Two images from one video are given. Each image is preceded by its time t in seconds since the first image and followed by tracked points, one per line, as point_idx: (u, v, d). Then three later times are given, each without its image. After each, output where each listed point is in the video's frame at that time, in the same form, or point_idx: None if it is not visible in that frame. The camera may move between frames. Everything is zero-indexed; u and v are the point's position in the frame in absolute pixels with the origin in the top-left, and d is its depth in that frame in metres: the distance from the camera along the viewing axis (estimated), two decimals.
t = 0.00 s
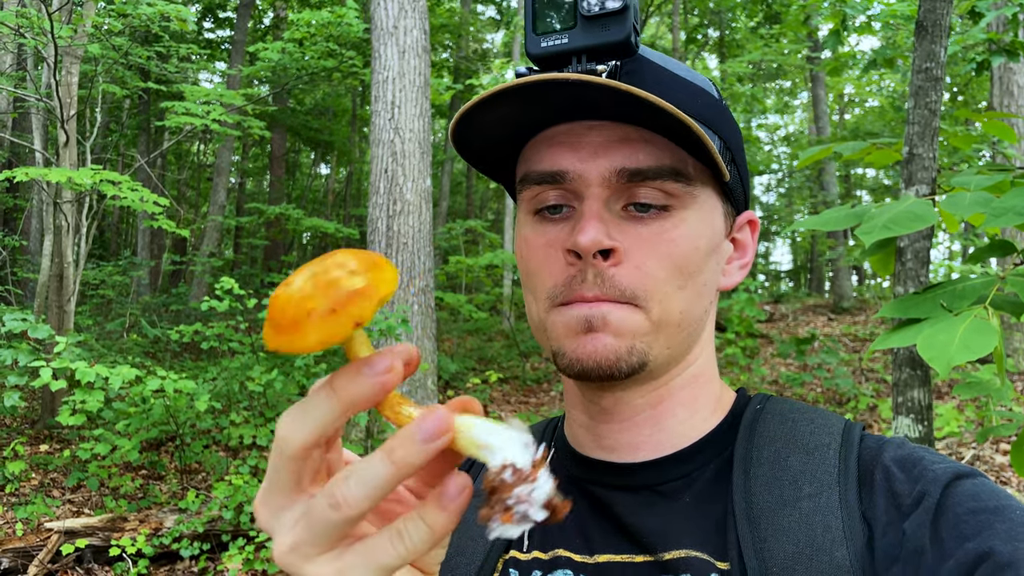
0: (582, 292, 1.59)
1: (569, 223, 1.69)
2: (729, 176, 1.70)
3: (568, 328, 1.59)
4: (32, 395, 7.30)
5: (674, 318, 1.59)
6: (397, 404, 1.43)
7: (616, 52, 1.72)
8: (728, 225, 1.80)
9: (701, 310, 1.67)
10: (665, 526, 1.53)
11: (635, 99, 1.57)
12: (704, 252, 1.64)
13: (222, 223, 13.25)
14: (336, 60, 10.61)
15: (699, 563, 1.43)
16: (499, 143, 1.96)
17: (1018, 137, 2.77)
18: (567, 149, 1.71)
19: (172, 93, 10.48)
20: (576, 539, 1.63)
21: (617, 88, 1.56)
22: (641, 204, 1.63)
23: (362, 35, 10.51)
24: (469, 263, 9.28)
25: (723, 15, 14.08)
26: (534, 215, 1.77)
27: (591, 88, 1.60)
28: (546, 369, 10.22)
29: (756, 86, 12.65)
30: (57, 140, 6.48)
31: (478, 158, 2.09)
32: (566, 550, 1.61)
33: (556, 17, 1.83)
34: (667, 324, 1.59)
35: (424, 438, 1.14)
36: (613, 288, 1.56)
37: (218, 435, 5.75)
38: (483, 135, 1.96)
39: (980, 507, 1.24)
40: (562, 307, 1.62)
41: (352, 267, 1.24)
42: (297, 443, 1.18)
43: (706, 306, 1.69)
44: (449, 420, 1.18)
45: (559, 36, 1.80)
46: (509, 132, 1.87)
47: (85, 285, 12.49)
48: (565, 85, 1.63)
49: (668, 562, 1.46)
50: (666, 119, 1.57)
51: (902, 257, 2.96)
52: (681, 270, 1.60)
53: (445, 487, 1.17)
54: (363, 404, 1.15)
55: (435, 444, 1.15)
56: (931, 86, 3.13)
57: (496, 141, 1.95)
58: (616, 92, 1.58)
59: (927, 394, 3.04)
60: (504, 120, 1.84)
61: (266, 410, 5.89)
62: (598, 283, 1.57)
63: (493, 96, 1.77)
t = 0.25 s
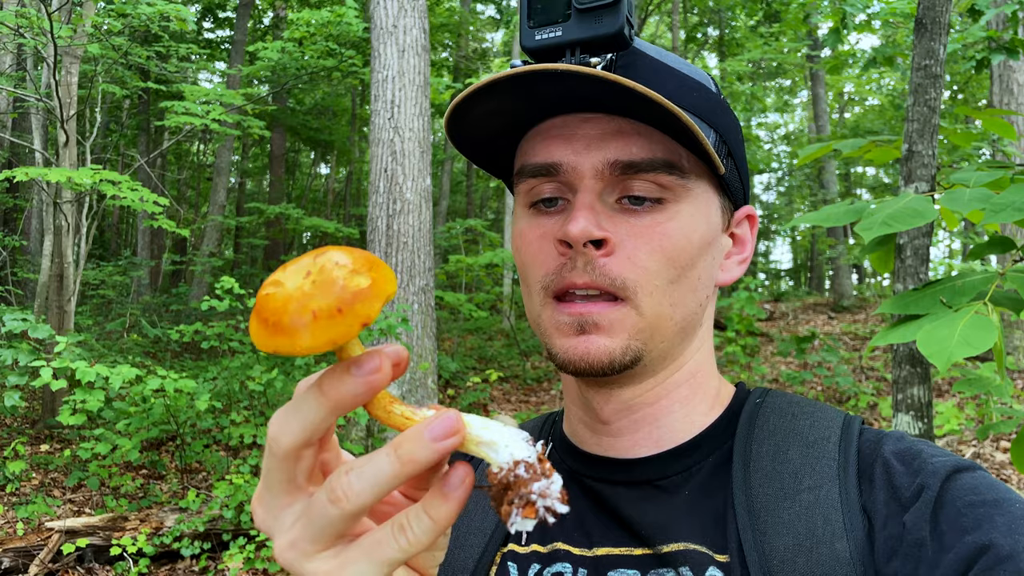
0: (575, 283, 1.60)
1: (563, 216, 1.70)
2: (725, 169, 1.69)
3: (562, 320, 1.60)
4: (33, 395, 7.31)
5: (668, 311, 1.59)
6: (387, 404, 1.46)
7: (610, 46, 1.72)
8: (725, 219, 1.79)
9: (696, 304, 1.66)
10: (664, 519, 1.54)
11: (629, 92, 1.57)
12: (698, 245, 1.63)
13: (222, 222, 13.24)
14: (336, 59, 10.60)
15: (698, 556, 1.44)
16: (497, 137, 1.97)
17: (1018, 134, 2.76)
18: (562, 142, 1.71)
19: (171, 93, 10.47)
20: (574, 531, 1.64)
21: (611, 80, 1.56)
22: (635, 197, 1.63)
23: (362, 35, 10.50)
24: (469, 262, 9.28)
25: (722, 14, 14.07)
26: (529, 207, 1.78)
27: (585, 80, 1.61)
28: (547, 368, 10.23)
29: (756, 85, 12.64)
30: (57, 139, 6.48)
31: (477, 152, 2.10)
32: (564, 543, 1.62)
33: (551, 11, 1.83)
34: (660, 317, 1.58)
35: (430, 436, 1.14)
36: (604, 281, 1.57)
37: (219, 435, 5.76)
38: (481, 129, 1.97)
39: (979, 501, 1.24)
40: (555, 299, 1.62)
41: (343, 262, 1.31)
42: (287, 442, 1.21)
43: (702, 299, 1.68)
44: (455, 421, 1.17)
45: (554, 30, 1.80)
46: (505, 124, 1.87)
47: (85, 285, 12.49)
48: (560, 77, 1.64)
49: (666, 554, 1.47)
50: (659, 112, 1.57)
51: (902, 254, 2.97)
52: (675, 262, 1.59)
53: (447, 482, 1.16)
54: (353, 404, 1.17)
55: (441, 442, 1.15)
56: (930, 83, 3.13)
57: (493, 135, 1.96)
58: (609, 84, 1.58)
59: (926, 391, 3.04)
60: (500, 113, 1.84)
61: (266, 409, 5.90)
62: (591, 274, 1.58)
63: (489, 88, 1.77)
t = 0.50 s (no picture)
0: (573, 284, 1.60)
1: (561, 217, 1.70)
2: (722, 169, 1.69)
3: (561, 322, 1.60)
4: (33, 396, 7.31)
5: (666, 311, 1.59)
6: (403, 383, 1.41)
7: (604, 47, 1.72)
8: (724, 219, 1.79)
9: (695, 304, 1.66)
10: (665, 518, 1.54)
11: (625, 94, 1.57)
12: (696, 246, 1.63)
13: (222, 223, 13.24)
14: (335, 60, 10.60)
15: (698, 554, 1.44)
16: (494, 140, 1.97)
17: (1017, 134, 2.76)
18: (559, 144, 1.71)
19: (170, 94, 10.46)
20: (572, 529, 1.64)
21: (607, 82, 1.56)
22: (632, 197, 1.63)
23: (361, 35, 10.50)
24: (469, 262, 9.27)
25: (722, 13, 14.07)
26: (527, 209, 1.78)
27: (581, 83, 1.61)
28: (547, 368, 10.23)
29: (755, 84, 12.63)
30: (57, 141, 6.48)
31: (475, 155, 2.10)
32: (563, 541, 1.62)
33: (545, 13, 1.83)
34: (659, 317, 1.58)
35: (426, 417, 1.13)
36: (603, 282, 1.56)
37: (219, 435, 5.76)
38: (479, 132, 1.97)
39: (982, 500, 1.24)
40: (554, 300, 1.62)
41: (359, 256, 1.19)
42: (299, 418, 1.17)
43: (700, 299, 1.68)
44: (448, 405, 1.16)
45: (547, 33, 1.81)
46: (502, 127, 1.87)
47: (85, 286, 12.49)
48: (555, 81, 1.64)
49: (667, 552, 1.48)
50: (655, 113, 1.57)
51: (901, 254, 2.96)
52: (673, 263, 1.59)
53: (444, 458, 1.17)
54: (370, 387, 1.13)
55: (436, 424, 1.13)
56: (929, 82, 3.13)
57: (491, 138, 1.96)
58: (605, 86, 1.58)
59: (926, 389, 3.04)
60: (497, 116, 1.84)
61: (267, 409, 5.91)
62: (589, 274, 1.58)
63: (487, 91, 1.77)
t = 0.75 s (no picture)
0: (572, 282, 1.60)
1: (561, 215, 1.70)
2: (722, 166, 1.69)
3: (561, 320, 1.60)
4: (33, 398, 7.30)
5: (667, 308, 1.60)
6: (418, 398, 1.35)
7: (604, 45, 1.73)
8: (723, 216, 1.79)
9: (695, 301, 1.67)
10: (664, 514, 1.54)
11: (625, 91, 1.57)
12: (696, 243, 1.64)
13: (222, 224, 13.26)
14: (335, 60, 10.60)
15: (698, 552, 1.44)
16: (494, 137, 1.97)
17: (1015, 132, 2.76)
18: (559, 142, 1.71)
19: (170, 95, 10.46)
20: (572, 526, 1.64)
21: (606, 80, 1.56)
22: (632, 195, 1.63)
23: (360, 36, 10.50)
24: (469, 262, 9.28)
25: (721, 13, 14.07)
26: (527, 207, 1.78)
27: (581, 81, 1.61)
28: (548, 367, 10.23)
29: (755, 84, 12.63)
30: (56, 142, 6.48)
31: (474, 153, 2.10)
32: (563, 538, 1.62)
33: (544, 11, 1.84)
34: (659, 314, 1.59)
35: (391, 415, 1.12)
36: (603, 280, 1.57)
37: (220, 436, 5.77)
38: (479, 130, 1.97)
39: (982, 497, 1.25)
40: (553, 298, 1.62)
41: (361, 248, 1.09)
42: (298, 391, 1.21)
43: (700, 296, 1.69)
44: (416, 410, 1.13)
45: (547, 30, 1.82)
46: (502, 125, 1.88)
47: (86, 287, 12.48)
48: (555, 79, 1.64)
49: (666, 549, 1.47)
50: (655, 111, 1.57)
51: (899, 252, 2.96)
52: (673, 260, 1.60)
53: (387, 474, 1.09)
54: (371, 389, 1.10)
55: (399, 424, 1.12)
56: (926, 81, 3.13)
57: (490, 135, 1.96)
58: (605, 84, 1.58)
59: (924, 388, 3.04)
60: (497, 114, 1.85)
61: (267, 410, 5.91)
62: (588, 272, 1.58)
63: (487, 89, 1.78)
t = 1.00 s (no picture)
0: (575, 279, 1.60)
1: (563, 213, 1.70)
2: (725, 164, 1.69)
3: (563, 318, 1.61)
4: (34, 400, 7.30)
5: (670, 306, 1.60)
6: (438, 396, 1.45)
7: (607, 42, 1.72)
8: (726, 213, 1.79)
9: (698, 298, 1.67)
10: (668, 512, 1.54)
11: (627, 89, 1.57)
12: (699, 240, 1.64)
13: (223, 225, 13.26)
14: (334, 62, 10.60)
15: (703, 550, 1.43)
16: (495, 135, 1.97)
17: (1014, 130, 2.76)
18: (561, 140, 1.72)
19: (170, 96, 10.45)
20: (576, 524, 1.64)
21: (608, 78, 1.57)
22: (634, 192, 1.64)
23: (360, 37, 10.50)
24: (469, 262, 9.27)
25: (720, 13, 14.07)
26: (529, 204, 1.78)
27: (583, 79, 1.61)
28: (548, 368, 10.24)
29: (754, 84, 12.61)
30: (56, 144, 6.48)
31: (476, 151, 2.10)
32: (568, 537, 1.62)
33: (547, 8, 1.84)
34: (662, 312, 1.59)
35: (386, 405, 1.31)
36: (606, 278, 1.57)
37: (221, 437, 5.77)
38: (481, 128, 1.97)
39: (987, 494, 1.25)
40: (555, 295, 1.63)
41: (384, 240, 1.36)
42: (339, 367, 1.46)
43: (704, 293, 1.69)
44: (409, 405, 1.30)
45: (550, 27, 1.81)
46: (504, 123, 1.89)
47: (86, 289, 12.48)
48: (556, 77, 1.65)
49: (671, 548, 1.47)
50: (657, 109, 1.57)
51: (899, 251, 2.95)
52: (676, 258, 1.60)
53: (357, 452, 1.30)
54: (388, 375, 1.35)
55: (391, 415, 1.30)
56: (925, 79, 3.14)
57: (492, 133, 1.96)
58: (607, 81, 1.58)
59: (924, 386, 3.04)
60: (499, 112, 1.85)
61: (268, 411, 5.92)
62: (591, 269, 1.58)
63: (488, 87, 1.78)
